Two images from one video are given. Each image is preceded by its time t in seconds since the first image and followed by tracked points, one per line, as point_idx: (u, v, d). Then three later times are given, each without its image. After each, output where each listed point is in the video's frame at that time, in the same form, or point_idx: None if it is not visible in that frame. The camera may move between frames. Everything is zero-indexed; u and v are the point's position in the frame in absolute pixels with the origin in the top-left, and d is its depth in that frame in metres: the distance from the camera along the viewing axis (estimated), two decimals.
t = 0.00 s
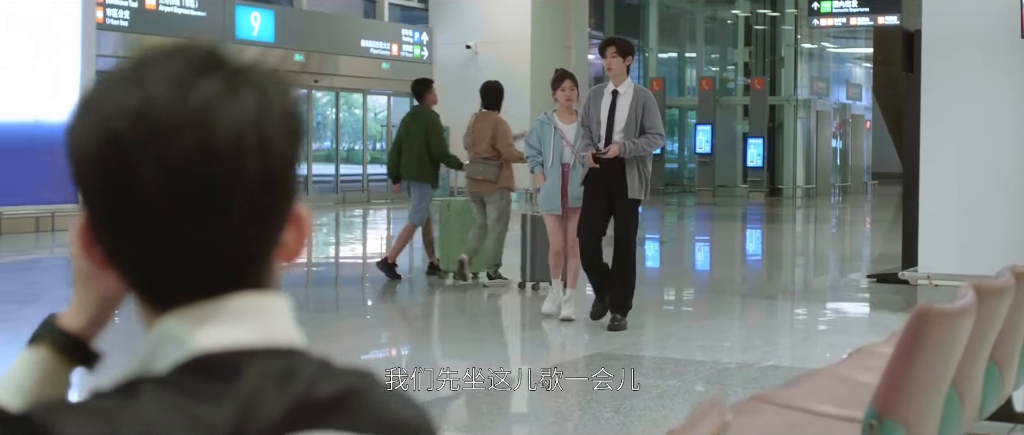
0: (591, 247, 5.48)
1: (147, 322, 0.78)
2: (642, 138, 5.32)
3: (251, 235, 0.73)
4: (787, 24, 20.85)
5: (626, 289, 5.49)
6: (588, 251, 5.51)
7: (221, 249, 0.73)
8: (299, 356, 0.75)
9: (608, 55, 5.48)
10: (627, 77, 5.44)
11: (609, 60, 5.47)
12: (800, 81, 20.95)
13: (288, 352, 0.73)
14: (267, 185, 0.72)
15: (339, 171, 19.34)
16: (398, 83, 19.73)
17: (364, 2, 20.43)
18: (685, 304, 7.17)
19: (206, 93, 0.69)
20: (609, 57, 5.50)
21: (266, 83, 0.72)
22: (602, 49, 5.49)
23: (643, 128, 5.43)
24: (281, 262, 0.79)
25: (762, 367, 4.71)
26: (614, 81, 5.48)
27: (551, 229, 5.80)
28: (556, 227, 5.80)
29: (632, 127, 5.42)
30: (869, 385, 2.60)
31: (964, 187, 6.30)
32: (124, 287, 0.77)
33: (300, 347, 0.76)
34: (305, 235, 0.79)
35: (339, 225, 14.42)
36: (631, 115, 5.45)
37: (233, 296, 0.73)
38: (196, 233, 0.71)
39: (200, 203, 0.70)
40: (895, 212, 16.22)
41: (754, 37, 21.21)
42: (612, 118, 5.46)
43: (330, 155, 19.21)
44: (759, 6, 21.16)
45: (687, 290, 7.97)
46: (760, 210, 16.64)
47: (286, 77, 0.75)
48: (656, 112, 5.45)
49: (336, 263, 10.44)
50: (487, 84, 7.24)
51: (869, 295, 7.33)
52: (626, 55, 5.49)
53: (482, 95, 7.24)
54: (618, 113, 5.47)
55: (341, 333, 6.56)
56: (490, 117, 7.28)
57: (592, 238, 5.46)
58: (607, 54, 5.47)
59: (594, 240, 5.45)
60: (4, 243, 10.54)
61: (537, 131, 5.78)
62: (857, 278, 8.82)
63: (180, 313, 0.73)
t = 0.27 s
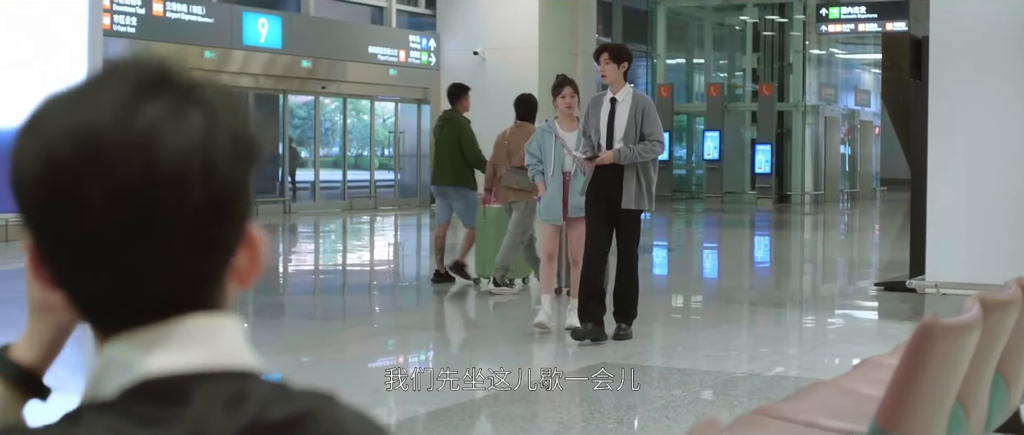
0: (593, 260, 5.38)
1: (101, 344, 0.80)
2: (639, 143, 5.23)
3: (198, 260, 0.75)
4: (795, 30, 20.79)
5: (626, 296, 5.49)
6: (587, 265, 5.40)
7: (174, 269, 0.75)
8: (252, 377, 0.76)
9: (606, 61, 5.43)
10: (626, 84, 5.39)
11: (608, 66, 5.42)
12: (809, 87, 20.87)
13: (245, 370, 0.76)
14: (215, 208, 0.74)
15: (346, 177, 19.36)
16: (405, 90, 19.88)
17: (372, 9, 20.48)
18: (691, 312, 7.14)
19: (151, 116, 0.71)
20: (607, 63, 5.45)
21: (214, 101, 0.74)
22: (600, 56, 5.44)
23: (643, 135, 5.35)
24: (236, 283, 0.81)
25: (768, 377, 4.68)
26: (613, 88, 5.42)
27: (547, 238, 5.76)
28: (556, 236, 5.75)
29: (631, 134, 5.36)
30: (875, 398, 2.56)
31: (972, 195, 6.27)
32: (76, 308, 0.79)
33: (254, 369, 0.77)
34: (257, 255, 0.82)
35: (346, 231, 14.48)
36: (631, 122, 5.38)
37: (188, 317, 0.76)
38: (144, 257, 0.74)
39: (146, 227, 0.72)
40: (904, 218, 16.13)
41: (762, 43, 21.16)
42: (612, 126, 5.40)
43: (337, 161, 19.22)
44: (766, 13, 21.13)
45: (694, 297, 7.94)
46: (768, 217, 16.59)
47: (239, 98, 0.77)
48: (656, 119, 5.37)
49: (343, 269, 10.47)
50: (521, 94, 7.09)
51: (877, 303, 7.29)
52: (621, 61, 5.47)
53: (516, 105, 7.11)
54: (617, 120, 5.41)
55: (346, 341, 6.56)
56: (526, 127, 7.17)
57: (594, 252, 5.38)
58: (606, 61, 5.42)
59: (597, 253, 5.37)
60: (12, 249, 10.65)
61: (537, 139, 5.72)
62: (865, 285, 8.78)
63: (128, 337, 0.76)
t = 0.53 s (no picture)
0: (591, 273, 5.25)
1: None
2: (641, 153, 5.20)
3: (102, 266, 0.73)
4: (802, 36, 20.73)
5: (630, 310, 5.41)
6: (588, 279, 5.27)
7: (73, 273, 0.71)
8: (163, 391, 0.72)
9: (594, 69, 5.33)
10: (614, 90, 5.30)
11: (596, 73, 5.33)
12: (815, 93, 20.80)
13: (148, 383, 0.71)
14: (120, 212, 0.72)
15: (353, 183, 19.33)
16: (411, 96, 19.84)
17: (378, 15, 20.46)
18: (697, 320, 7.10)
19: (50, 119, 0.69)
20: (596, 70, 5.36)
21: (119, 100, 0.72)
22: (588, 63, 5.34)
23: (640, 142, 5.31)
24: (146, 292, 0.77)
25: (773, 387, 4.62)
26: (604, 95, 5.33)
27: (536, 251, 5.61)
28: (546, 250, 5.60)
29: (626, 142, 5.29)
30: (880, 412, 2.51)
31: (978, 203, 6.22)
32: None
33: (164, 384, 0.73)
34: (170, 262, 0.79)
35: (352, 237, 14.52)
36: (624, 129, 5.32)
37: (88, 325, 0.71)
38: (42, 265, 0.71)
39: (40, 232, 0.70)
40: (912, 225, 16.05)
41: (769, 49, 21.09)
42: (604, 134, 5.31)
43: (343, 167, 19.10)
44: (773, 19, 21.05)
45: (700, 305, 7.89)
46: (775, 223, 16.52)
47: (142, 101, 0.75)
48: (649, 125, 5.32)
49: (349, 275, 10.46)
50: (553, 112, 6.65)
51: (884, 312, 7.24)
52: (603, 66, 5.36)
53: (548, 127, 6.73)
54: (609, 128, 5.32)
55: (350, 350, 6.55)
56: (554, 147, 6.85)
57: (592, 265, 5.25)
58: (595, 68, 5.33)
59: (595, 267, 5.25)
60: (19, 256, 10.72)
61: (526, 151, 5.59)
62: (873, 292, 8.72)
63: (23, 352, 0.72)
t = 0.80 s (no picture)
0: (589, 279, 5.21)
1: None
2: (632, 157, 5.06)
3: None
4: (807, 40, 20.67)
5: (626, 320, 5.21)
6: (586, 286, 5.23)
7: None
8: (57, 388, 0.78)
9: (581, 72, 5.22)
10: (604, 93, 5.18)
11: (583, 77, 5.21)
12: (821, 97, 20.73)
13: (46, 382, 0.78)
14: (14, 224, 0.78)
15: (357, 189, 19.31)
16: (416, 101, 19.83)
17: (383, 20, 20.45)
18: (700, 326, 7.06)
19: None
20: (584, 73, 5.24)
21: (16, 118, 0.78)
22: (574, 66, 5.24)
23: (632, 145, 5.17)
24: (50, 295, 0.83)
25: (774, 394, 4.61)
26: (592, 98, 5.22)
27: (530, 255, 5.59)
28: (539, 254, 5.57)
29: (615, 146, 5.15)
30: (879, 421, 2.50)
31: (983, 209, 6.19)
32: None
33: (57, 380, 0.79)
34: (70, 266, 0.84)
35: (357, 242, 14.50)
36: (613, 133, 5.18)
37: None
38: None
39: None
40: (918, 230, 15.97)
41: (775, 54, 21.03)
42: (592, 138, 5.19)
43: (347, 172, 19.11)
44: (779, 23, 20.97)
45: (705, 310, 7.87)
46: (780, 228, 16.47)
47: (53, 116, 0.82)
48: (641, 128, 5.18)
49: (353, 281, 10.43)
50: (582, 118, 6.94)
51: (889, 318, 7.22)
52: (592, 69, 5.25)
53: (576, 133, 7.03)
54: (599, 132, 5.20)
55: (353, 356, 6.53)
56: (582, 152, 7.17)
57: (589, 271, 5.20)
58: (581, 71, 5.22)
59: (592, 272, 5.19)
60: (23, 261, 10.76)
61: (516, 155, 5.56)
62: (878, 298, 8.68)
63: None
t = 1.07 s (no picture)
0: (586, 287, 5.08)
1: None
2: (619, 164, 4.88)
3: None
4: (814, 44, 20.64)
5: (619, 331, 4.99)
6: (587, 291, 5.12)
7: None
8: None
9: (578, 76, 5.10)
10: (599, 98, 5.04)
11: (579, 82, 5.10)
12: (828, 101, 20.68)
13: None
14: None
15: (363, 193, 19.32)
16: (423, 105, 19.83)
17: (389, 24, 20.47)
18: (706, 331, 7.02)
19: None
20: (581, 77, 5.12)
21: None
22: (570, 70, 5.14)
23: (622, 153, 4.98)
24: None
25: (780, 402, 4.57)
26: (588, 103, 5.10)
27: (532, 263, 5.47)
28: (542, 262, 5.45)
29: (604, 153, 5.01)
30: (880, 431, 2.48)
31: (991, 213, 6.14)
32: None
33: None
34: None
35: (362, 246, 14.49)
36: (605, 140, 5.04)
37: None
38: None
39: None
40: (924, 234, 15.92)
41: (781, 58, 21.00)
42: (586, 145, 5.08)
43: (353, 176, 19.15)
44: (786, 27, 20.89)
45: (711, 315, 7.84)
46: (787, 233, 16.43)
47: None
48: (634, 135, 4.98)
49: (358, 286, 10.42)
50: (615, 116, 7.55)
51: (896, 323, 7.18)
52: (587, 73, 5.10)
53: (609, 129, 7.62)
54: (593, 139, 5.08)
55: (357, 361, 6.52)
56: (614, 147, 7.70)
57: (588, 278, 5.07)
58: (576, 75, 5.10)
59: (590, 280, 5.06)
60: (28, 265, 10.82)
61: (512, 163, 5.41)
62: (885, 303, 8.64)
63: None
